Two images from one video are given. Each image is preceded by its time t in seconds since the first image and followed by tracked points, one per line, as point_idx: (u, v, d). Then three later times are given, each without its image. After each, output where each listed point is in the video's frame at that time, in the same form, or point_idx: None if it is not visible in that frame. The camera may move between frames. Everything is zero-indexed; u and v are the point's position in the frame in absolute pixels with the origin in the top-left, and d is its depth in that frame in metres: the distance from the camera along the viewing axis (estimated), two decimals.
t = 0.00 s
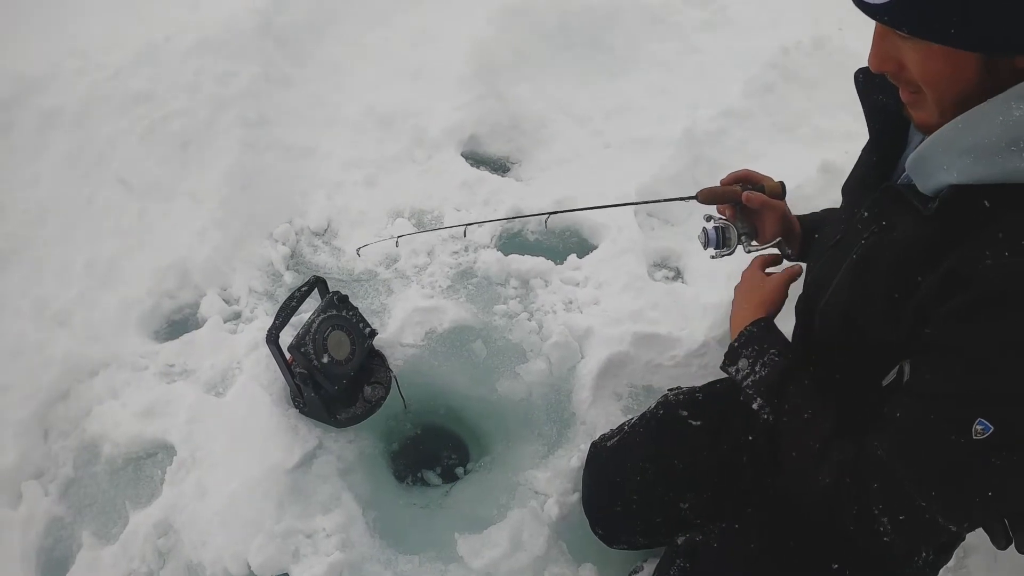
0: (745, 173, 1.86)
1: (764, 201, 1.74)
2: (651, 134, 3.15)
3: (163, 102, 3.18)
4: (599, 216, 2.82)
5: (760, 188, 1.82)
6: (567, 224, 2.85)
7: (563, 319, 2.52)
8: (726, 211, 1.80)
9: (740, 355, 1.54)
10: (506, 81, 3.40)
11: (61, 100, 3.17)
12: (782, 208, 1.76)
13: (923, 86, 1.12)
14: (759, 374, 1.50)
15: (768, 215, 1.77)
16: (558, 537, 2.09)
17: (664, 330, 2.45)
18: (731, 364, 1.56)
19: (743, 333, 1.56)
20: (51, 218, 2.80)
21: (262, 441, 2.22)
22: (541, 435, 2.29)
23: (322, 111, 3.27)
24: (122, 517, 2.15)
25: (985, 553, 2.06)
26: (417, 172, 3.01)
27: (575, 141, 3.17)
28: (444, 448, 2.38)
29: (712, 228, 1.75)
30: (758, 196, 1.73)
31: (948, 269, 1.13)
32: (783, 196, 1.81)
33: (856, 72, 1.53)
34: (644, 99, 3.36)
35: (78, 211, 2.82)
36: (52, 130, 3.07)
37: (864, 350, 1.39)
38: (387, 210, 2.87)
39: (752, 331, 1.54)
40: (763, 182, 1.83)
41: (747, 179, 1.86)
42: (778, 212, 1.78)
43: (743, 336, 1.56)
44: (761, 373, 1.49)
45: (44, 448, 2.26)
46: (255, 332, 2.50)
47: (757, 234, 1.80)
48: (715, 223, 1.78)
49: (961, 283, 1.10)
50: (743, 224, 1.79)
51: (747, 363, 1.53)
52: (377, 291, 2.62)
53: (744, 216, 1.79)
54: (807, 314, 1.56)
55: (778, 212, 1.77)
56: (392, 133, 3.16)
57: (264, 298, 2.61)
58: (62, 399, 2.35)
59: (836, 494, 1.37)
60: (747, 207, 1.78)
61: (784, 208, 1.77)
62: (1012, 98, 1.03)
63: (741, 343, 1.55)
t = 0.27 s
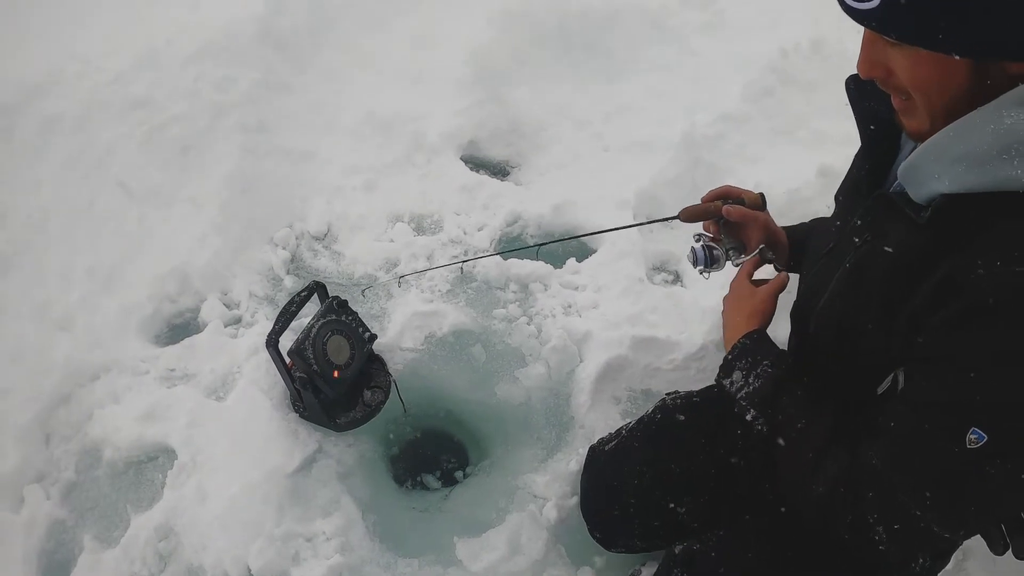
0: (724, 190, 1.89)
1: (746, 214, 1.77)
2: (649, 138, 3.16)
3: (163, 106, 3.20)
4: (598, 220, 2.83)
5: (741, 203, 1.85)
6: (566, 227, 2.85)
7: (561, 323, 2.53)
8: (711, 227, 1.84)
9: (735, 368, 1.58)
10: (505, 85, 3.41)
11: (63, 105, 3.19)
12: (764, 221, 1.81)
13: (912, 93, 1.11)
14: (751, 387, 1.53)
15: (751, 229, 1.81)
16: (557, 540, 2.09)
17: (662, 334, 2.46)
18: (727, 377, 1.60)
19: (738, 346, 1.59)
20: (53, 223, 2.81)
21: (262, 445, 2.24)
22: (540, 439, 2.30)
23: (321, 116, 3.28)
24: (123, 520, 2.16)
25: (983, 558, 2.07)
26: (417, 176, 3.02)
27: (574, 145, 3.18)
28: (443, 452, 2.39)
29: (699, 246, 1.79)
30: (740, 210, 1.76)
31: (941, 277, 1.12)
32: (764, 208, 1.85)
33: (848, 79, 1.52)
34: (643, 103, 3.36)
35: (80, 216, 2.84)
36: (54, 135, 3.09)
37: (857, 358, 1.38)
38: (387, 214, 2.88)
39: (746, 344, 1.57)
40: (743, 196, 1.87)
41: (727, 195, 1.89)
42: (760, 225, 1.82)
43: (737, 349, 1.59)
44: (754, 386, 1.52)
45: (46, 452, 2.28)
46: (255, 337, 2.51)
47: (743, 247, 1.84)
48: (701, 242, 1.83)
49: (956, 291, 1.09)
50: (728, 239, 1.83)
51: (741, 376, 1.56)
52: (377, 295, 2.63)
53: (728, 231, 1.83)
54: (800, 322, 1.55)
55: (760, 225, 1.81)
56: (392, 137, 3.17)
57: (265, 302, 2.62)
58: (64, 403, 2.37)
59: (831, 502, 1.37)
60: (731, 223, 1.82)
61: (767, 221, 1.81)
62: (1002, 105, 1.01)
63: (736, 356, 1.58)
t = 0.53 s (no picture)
0: (712, 224, 1.98)
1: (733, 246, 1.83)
2: (649, 140, 3.17)
3: (164, 110, 3.21)
4: (599, 222, 2.83)
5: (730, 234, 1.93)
6: (566, 230, 2.86)
7: (561, 326, 2.53)
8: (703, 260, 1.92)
9: (738, 378, 1.53)
10: (505, 87, 3.42)
11: (64, 109, 3.21)
12: (751, 247, 1.86)
13: (912, 98, 1.11)
14: (755, 395, 1.49)
15: (741, 259, 1.87)
16: (557, 543, 2.09)
17: (662, 337, 2.46)
18: (730, 386, 1.55)
19: (743, 355, 1.53)
20: (54, 226, 2.83)
21: (264, 448, 2.24)
22: (540, 442, 2.30)
23: (322, 119, 3.29)
24: (125, 523, 2.16)
25: (984, 561, 2.06)
26: (417, 179, 3.02)
27: (574, 148, 3.18)
28: (443, 454, 2.39)
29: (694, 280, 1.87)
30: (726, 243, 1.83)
31: (945, 285, 1.11)
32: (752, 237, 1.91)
33: (846, 85, 1.53)
34: (643, 105, 3.37)
35: (81, 219, 2.85)
36: (55, 138, 3.10)
37: (859, 364, 1.38)
38: (388, 217, 2.89)
39: (751, 352, 1.52)
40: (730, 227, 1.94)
41: (716, 228, 1.98)
42: (750, 254, 1.87)
43: (740, 359, 1.54)
44: (757, 394, 1.49)
45: (48, 455, 2.29)
46: (256, 340, 2.52)
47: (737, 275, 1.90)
48: (695, 276, 1.90)
49: (960, 298, 1.08)
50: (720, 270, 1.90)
51: (744, 386, 1.51)
52: (377, 298, 2.64)
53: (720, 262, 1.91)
54: (801, 326, 1.55)
55: (749, 254, 1.87)
56: (392, 140, 3.18)
57: (265, 305, 2.63)
58: (66, 406, 2.38)
59: (832, 508, 1.37)
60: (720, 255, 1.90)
61: (753, 247, 1.87)
62: (1006, 112, 1.02)
63: (739, 365, 1.53)
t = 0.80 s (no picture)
0: (700, 244, 1.97)
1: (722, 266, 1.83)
2: (649, 139, 3.15)
3: (164, 110, 3.22)
4: (598, 220, 2.82)
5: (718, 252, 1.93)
6: (566, 228, 2.85)
7: (560, 324, 2.52)
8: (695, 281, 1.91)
9: (739, 381, 1.52)
10: (504, 87, 3.41)
11: (64, 110, 3.21)
12: (740, 264, 1.87)
13: (921, 92, 1.08)
14: (756, 396, 1.49)
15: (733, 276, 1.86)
16: (555, 543, 2.08)
17: (661, 336, 2.45)
18: (730, 388, 1.54)
19: (743, 359, 1.54)
20: (54, 227, 2.83)
21: (262, 448, 2.24)
22: (539, 441, 2.29)
23: (321, 119, 3.29)
24: (123, 523, 2.16)
25: (986, 561, 2.04)
26: (416, 178, 3.02)
27: (573, 146, 3.17)
28: (442, 454, 2.40)
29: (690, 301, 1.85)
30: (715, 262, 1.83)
31: (950, 283, 1.09)
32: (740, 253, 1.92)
33: (851, 78, 1.50)
34: (643, 103, 3.36)
35: (81, 220, 2.86)
36: (55, 140, 3.11)
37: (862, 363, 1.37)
38: (386, 216, 2.88)
39: (752, 356, 1.53)
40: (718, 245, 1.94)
41: (704, 247, 1.97)
42: (741, 268, 1.87)
43: (740, 363, 1.54)
44: (758, 395, 1.48)
45: (47, 455, 2.29)
46: (254, 340, 2.52)
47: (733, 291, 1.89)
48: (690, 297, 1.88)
49: (964, 297, 1.07)
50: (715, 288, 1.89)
51: (745, 389, 1.51)
52: (376, 297, 2.63)
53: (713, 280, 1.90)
54: (804, 325, 1.53)
55: (740, 269, 1.87)
56: (391, 139, 3.18)
57: (264, 305, 2.63)
58: (65, 406, 2.38)
59: (832, 507, 1.36)
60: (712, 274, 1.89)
61: (742, 262, 1.87)
62: (1016, 106, 0.99)
63: (740, 368, 1.53)
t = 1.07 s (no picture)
0: (697, 223, 1.96)
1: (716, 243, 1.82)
2: (648, 133, 3.13)
3: (162, 109, 3.21)
4: (597, 215, 2.81)
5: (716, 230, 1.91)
6: (564, 223, 2.83)
7: (559, 319, 2.51)
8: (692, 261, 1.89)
9: (731, 377, 1.49)
10: (502, 82, 3.40)
11: (62, 110, 3.21)
12: (736, 242, 1.84)
13: (924, 73, 1.04)
14: (748, 391, 1.46)
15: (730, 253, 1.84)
16: (554, 538, 2.07)
17: (661, 330, 2.43)
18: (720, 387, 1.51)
19: (732, 355, 1.51)
20: (53, 226, 2.83)
21: (260, 446, 2.23)
22: (538, 437, 2.28)
23: (318, 116, 3.28)
24: (122, 521, 2.16)
25: (990, 555, 2.02)
26: (414, 174, 3.01)
27: (572, 141, 3.15)
28: (440, 449, 2.37)
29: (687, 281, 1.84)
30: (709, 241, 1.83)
31: (954, 271, 1.07)
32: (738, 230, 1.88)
33: (852, 63, 1.44)
34: (642, 97, 3.33)
35: (80, 219, 2.86)
36: (54, 139, 3.11)
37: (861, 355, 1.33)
38: (384, 213, 2.87)
39: (741, 352, 1.50)
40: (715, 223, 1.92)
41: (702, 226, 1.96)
42: (738, 247, 1.84)
43: (729, 360, 1.51)
44: (751, 390, 1.45)
45: (46, 454, 2.29)
46: (253, 337, 2.51)
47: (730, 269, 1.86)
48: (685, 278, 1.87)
49: (969, 284, 1.04)
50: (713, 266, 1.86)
51: (736, 387, 1.48)
52: (374, 293, 2.62)
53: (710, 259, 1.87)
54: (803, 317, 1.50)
55: (737, 247, 1.84)
56: (389, 136, 3.17)
57: (262, 302, 2.62)
58: (64, 405, 2.38)
59: (831, 500, 1.33)
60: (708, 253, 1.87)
61: (738, 240, 1.85)
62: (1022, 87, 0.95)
63: (731, 364, 1.50)
